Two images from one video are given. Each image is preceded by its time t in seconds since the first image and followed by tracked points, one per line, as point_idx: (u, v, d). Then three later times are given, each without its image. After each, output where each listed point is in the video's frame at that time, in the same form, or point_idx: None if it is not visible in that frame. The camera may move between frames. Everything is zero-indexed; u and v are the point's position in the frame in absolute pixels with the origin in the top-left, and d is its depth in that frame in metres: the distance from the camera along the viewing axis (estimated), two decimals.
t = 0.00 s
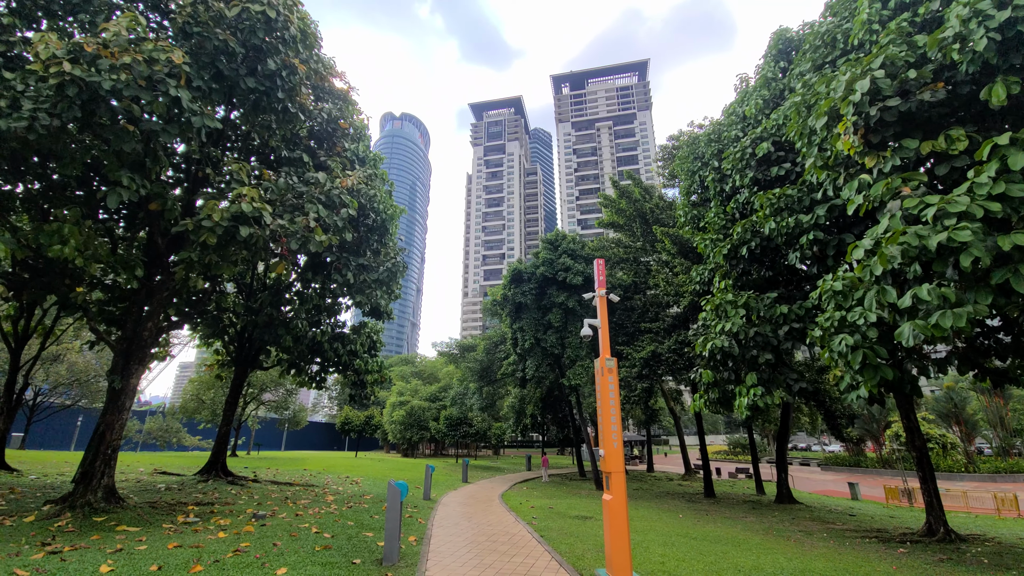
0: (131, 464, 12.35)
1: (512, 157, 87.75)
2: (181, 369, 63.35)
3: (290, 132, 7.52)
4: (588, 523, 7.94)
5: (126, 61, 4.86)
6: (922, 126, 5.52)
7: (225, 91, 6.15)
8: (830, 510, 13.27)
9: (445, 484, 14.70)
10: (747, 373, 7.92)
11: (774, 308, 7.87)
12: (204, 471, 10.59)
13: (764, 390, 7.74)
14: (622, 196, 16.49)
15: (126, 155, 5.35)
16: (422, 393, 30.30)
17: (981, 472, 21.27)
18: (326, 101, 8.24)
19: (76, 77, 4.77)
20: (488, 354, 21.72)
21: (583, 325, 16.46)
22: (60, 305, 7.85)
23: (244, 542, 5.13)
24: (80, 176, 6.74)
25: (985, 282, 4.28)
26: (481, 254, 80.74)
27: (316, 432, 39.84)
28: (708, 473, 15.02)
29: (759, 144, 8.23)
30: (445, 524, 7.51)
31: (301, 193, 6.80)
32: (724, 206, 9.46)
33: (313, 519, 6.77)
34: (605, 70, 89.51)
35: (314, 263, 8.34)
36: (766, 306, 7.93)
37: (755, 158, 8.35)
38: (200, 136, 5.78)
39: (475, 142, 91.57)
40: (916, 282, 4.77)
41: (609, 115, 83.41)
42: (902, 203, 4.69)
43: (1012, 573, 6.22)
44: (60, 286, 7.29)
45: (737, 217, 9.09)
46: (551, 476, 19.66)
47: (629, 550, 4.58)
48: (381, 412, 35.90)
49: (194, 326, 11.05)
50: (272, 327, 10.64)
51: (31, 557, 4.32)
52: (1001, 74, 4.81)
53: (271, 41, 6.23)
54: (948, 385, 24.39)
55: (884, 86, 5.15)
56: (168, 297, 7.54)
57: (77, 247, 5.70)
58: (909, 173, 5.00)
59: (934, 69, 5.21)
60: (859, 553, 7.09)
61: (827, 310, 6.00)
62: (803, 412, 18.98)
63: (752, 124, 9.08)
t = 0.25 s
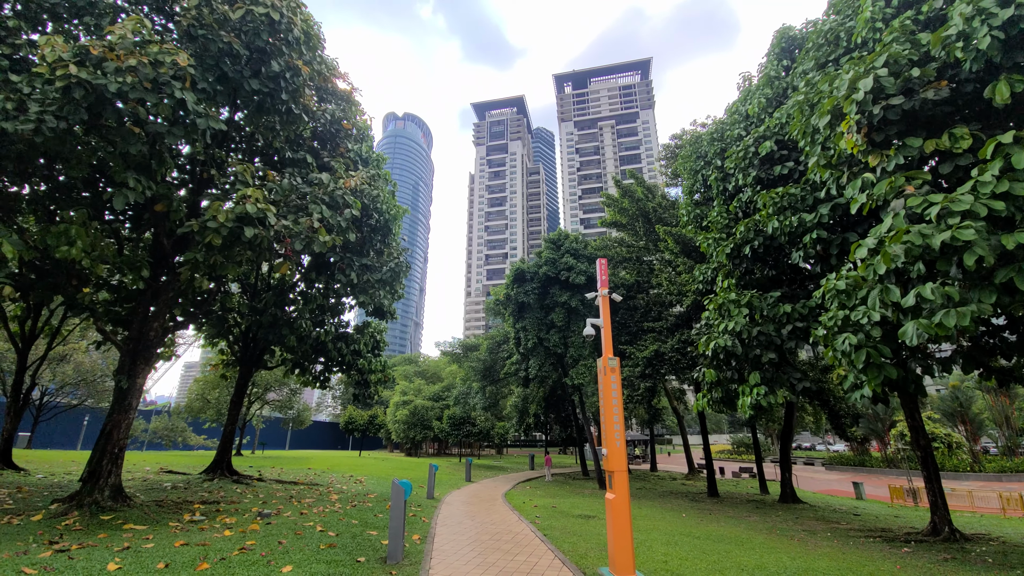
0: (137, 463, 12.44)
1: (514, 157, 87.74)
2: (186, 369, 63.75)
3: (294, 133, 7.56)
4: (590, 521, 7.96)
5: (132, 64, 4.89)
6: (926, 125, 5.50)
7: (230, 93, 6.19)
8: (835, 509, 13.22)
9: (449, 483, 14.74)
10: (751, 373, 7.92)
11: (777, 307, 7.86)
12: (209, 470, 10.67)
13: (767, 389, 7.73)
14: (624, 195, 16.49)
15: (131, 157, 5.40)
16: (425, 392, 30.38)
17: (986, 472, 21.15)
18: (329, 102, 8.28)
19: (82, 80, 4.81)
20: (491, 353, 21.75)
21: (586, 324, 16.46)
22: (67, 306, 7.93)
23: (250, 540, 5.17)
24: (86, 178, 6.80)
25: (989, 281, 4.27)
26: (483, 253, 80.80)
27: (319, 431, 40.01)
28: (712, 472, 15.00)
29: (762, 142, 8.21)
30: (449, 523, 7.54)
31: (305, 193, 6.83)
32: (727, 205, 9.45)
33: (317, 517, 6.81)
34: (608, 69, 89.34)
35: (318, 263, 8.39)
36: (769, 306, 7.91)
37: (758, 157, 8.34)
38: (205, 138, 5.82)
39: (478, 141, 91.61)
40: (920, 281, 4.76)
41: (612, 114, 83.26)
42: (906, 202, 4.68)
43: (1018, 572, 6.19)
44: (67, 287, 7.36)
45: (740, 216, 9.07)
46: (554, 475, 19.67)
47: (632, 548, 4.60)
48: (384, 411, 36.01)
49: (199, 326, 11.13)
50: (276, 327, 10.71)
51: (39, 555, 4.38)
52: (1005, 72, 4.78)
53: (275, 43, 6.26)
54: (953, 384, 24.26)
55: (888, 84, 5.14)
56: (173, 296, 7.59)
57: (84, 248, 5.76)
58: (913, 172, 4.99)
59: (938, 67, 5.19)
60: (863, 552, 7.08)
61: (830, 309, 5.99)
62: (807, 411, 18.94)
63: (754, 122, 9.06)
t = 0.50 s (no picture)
0: (143, 462, 12.53)
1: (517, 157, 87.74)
2: (191, 369, 64.13)
3: (298, 135, 7.60)
4: (594, 521, 7.98)
5: (138, 67, 4.93)
6: (930, 123, 5.48)
7: (234, 95, 6.23)
8: (839, 509, 13.18)
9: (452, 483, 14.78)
10: (754, 372, 7.91)
11: (781, 306, 7.86)
12: (215, 469, 10.74)
13: (770, 389, 7.72)
14: (627, 195, 16.47)
15: (137, 159, 5.44)
16: (428, 392, 30.46)
17: (992, 471, 21.03)
18: (333, 104, 8.32)
19: (88, 83, 4.86)
20: (494, 353, 21.77)
21: (589, 324, 16.45)
22: (73, 306, 8.00)
23: (256, 538, 5.21)
24: (92, 180, 6.86)
25: (994, 280, 4.26)
26: (486, 253, 80.87)
27: (323, 431, 40.16)
28: (715, 472, 14.98)
29: (765, 141, 8.20)
30: (452, 522, 7.57)
31: (308, 194, 6.85)
32: (730, 204, 9.44)
33: (322, 517, 6.84)
34: (610, 68, 89.20)
35: (322, 264, 8.44)
36: (773, 305, 7.90)
37: (761, 156, 8.32)
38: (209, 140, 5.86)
39: (480, 141, 91.68)
40: (924, 280, 4.75)
41: (614, 114, 83.13)
42: (910, 201, 4.67)
43: None
44: (73, 288, 7.42)
45: (743, 215, 9.06)
46: (558, 475, 19.68)
47: (635, 548, 4.60)
48: (388, 411, 36.10)
49: (204, 326, 11.21)
50: (280, 327, 10.78)
51: (47, 554, 4.43)
52: (1010, 70, 4.76)
53: (278, 45, 6.29)
54: (958, 383, 24.12)
55: (891, 83, 5.12)
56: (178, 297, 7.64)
57: (90, 250, 5.82)
58: (917, 170, 4.97)
59: (941, 65, 5.18)
60: (867, 552, 7.06)
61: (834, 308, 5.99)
62: (811, 411, 18.88)
63: (758, 121, 9.04)
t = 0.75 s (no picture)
0: (148, 461, 12.61)
1: (519, 156, 87.70)
2: (196, 368, 64.52)
3: (301, 135, 7.62)
4: (597, 520, 7.99)
5: (142, 68, 4.96)
6: (935, 120, 5.45)
7: (238, 95, 6.26)
8: (844, 508, 13.13)
9: (455, 482, 14.81)
10: (758, 371, 7.89)
11: (784, 305, 7.84)
12: (220, 468, 10.80)
13: (775, 387, 7.71)
14: (630, 194, 16.45)
15: (142, 159, 5.47)
16: (431, 391, 30.53)
17: (998, 470, 20.91)
18: (335, 104, 8.35)
19: (93, 84, 4.89)
20: (497, 352, 21.78)
21: (592, 323, 16.44)
22: (80, 307, 8.06)
23: (261, 537, 5.23)
24: (98, 181, 6.90)
25: (1000, 278, 4.23)
26: (489, 253, 80.89)
27: (327, 430, 40.30)
28: (719, 471, 14.95)
29: (769, 139, 8.17)
30: (456, 521, 7.59)
31: (312, 194, 6.85)
32: (734, 203, 9.40)
33: (326, 515, 6.87)
34: (612, 66, 88.99)
35: (326, 264, 8.48)
36: (777, 303, 7.88)
37: (764, 154, 8.29)
38: (214, 140, 5.88)
39: (482, 140, 91.69)
40: (930, 278, 4.72)
41: (617, 112, 82.93)
42: (915, 198, 4.65)
43: None
44: (79, 289, 7.47)
45: (746, 214, 9.04)
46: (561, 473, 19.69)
47: (639, 547, 4.60)
48: (391, 410, 36.20)
49: (208, 326, 11.27)
50: (284, 327, 10.82)
51: (54, 553, 4.48)
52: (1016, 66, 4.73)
53: (281, 46, 6.31)
54: (964, 382, 23.99)
55: (896, 79, 5.10)
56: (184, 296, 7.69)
57: (96, 250, 5.86)
58: (922, 167, 4.95)
59: (946, 62, 5.15)
60: (872, 551, 7.03)
61: (839, 306, 5.97)
62: (815, 410, 18.81)
63: (761, 119, 9.01)
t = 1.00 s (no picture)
0: (152, 459, 12.65)
1: (521, 154, 87.56)
2: (200, 367, 64.87)
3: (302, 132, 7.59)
4: (600, 518, 7.95)
5: (142, 64, 4.93)
6: (943, 114, 5.38)
7: (239, 92, 6.22)
8: (849, 507, 13.06)
9: (459, 480, 14.80)
10: (763, 368, 7.84)
11: (789, 302, 7.78)
12: (223, 466, 10.82)
13: (780, 385, 7.65)
14: (633, 190, 16.37)
15: (143, 156, 5.46)
16: (434, 389, 30.57)
17: (1004, 468, 20.77)
18: (337, 101, 8.32)
19: (93, 81, 4.86)
20: (500, 350, 21.76)
21: (594, 321, 16.38)
22: (83, 305, 8.08)
23: (263, 534, 5.22)
24: (99, 178, 6.90)
25: (1010, 272, 4.17)
26: (491, 251, 80.85)
27: (331, 428, 40.46)
28: (722, 468, 14.89)
29: (773, 135, 8.09)
30: (459, 519, 7.57)
31: (314, 191, 6.79)
32: (738, 199, 9.33)
33: (329, 513, 6.86)
34: (614, 64, 88.58)
35: (328, 261, 8.47)
36: (782, 300, 7.81)
37: (769, 149, 8.21)
38: (215, 137, 5.86)
39: (484, 139, 91.61)
40: (938, 273, 4.66)
41: (619, 110, 82.58)
42: (923, 192, 4.59)
43: None
44: (82, 287, 7.48)
45: (750, 210, 8.96)
46: (564, 471, 19.68)
47: (643, 545, 4.57)
48: (394, 408, 36.26)
49: (211, 324, 11.28)
50: (287, 325, 10.83)
51: (56, 550, 4.49)
52: None
53: (282, 42, 6.27)
54: (969, 379, 23.82)
55: (904, 72, 5.02)
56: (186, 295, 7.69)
57: (98, 248, 5.86)
58: (930, 161, 4.88)
59: (955, 54, 5.08)
60: (879, 549, 6.98)
61: (845, 302, 5.92)
62: (819, 407, 18.73)
63: (765, 114, 8.92)
